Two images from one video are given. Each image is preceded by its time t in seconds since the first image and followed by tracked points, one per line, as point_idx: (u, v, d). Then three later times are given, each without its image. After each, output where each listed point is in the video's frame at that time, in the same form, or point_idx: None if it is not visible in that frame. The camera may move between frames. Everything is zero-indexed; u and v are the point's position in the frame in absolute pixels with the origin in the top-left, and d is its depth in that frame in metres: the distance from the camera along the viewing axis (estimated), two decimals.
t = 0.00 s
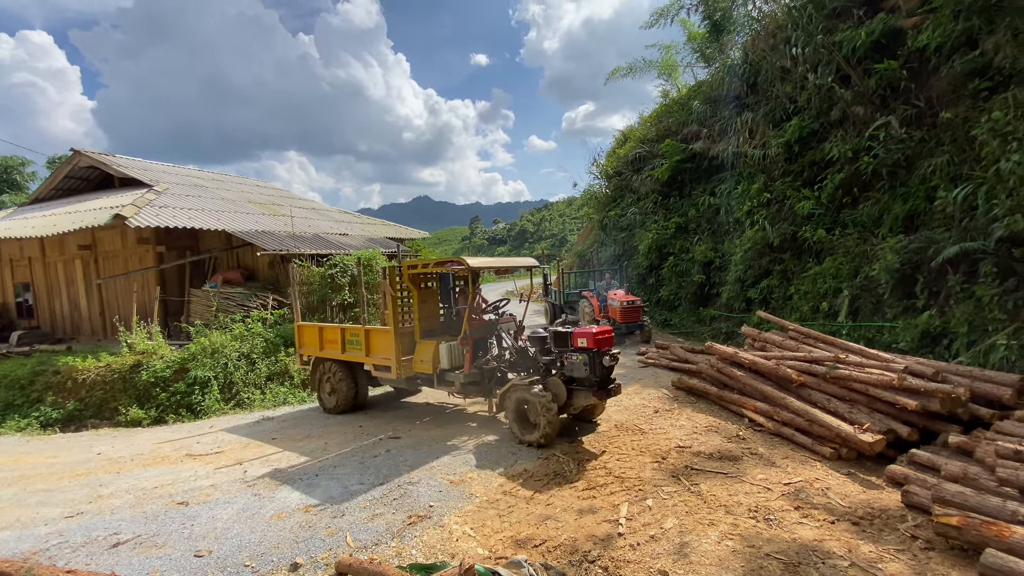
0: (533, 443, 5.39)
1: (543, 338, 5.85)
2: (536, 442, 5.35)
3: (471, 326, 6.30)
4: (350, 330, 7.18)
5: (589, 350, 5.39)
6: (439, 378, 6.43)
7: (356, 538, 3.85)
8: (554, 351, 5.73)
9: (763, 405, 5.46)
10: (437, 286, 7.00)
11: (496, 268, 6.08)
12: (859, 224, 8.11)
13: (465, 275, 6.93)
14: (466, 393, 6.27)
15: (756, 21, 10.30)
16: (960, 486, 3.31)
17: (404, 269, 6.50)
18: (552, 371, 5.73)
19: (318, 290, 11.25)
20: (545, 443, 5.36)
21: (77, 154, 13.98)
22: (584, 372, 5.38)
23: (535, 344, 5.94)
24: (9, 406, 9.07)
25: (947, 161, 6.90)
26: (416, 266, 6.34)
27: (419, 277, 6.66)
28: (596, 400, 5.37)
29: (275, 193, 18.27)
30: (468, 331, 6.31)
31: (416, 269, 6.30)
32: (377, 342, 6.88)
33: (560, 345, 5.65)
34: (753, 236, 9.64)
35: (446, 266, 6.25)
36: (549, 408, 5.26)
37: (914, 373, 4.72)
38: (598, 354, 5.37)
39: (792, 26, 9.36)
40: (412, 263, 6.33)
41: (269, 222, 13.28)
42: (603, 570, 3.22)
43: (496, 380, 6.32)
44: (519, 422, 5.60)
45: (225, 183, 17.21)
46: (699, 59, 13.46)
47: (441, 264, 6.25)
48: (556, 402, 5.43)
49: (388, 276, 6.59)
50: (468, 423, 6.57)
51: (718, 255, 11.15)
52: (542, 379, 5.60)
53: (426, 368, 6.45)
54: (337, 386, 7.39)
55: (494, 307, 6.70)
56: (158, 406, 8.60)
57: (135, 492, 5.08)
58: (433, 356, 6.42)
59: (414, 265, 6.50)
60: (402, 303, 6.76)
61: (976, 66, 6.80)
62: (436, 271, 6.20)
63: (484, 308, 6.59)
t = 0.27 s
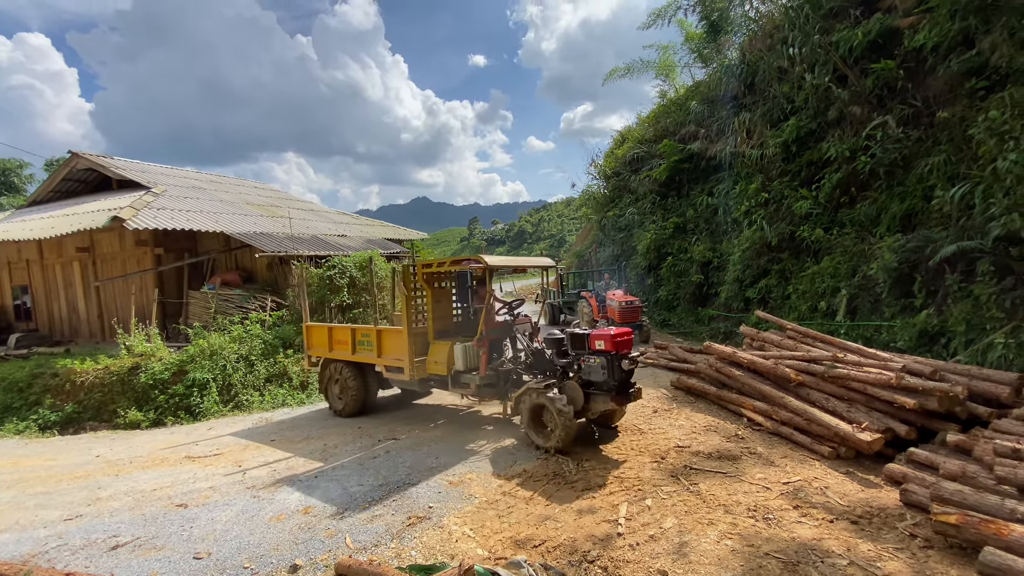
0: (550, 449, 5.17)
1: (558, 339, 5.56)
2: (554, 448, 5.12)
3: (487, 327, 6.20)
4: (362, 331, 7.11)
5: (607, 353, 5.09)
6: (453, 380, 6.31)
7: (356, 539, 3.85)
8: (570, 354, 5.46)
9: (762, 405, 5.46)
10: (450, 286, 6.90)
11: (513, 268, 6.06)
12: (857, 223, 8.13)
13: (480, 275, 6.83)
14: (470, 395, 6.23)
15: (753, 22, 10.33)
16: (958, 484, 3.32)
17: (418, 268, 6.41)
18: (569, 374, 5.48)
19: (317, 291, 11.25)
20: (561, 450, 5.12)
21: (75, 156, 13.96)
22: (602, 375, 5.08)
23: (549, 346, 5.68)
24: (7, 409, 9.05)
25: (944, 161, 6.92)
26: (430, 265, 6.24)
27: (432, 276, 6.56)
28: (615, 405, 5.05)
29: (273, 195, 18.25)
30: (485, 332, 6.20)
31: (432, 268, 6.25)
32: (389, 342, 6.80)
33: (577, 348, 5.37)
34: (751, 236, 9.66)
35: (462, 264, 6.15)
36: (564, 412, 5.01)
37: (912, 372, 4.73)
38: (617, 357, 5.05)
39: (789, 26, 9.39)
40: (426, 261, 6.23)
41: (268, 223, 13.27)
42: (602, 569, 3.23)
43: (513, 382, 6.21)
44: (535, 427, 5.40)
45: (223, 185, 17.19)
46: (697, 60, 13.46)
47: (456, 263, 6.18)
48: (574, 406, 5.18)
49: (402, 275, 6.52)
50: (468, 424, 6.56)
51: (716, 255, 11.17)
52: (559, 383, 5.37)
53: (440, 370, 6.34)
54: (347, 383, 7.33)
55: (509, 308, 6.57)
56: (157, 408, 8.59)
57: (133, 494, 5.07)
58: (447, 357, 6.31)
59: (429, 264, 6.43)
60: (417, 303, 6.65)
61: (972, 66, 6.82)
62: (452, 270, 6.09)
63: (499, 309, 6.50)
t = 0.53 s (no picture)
0: (568, 458, 4.92)
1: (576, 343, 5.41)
2: (571, 455, 4.87)
3: (503, 329, 6.07)
4: (372, 333, 6.95)
5: (628, 358, 4.77)
6: (468, 384, 6.20)
7: (355, 541, 3.85)
8: (591, 358, 5.17)
9: (761, 404, 5.47)
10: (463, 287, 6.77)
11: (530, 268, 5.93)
12: (855, 223, 8.15)
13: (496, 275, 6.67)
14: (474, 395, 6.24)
15: (750, 22, 10.36)
16: (957, 483, 3.32)
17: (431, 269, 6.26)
18: (588, 379, 5.22)
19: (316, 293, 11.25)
20: (580, 458, 4.86)
21: (73, 158, 13.94)
22: (623, 381, 4.78)
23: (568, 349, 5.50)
24: (5, 412, 9.03)
25: (942, 160, 6.94)
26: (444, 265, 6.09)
27: (445, 277, 6.42)
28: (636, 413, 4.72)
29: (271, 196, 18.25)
30: (501, 334, 6.07)
31: (446, 269, 6.12)
32: (400, 345, 6.65)
33: (597, 352, 5.07)
34: (750, 235, 9.67)
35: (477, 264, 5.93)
36: (582, 418, 4.76)
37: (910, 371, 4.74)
38: (638, 363, 4.74)
39: (787, 27, 9.41)
40: (439, 261, 6.09)
41: (267, 225, 13.27)
42: (602, 570, 3.23)
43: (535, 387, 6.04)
44: (553, 435, 5.17)
45: (222, 186, 17.18)
46: (695, 60, 13.46)
47: (473, 263, 6.02)
48: (593, 414, 4.90)
49: (414, 275, 6.38)
50: (468, 425, 6.55)
51: (715, 255, 11.18)
52: (579, 389, 5.09)
53: (455, 373, 6.20)
54: (356, 388, 7.14)
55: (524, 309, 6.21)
56: (156, 410, 8.57)
57: (132, 497, 5.06)
58: (462, 360, 6.19)
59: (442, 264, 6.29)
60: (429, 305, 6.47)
61: (969, 66, 6.85)
62: (467, 270, 5.92)
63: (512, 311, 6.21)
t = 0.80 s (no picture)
0: (583, 466, 4.70)
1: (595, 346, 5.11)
2: (586, 463, 4.67)
3: (518, 330, 5.68)
4: (383, 334, 6.83)
5: (647, 363, 4.61)
6: (484, 388, 5.93)
7: (355, 542, 3.86)
8: (609, 363, 5.00)
9: (760, 404, 5.47)
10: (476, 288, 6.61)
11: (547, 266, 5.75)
12: (854, 222, 8.16)
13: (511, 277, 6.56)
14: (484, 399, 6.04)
15: (748, 22, 10.38)
16: (955, 482, 3.33)
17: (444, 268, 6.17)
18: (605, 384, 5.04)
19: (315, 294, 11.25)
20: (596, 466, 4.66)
21: (72, 161, 13.94)
22: (642, 388, 4.62)
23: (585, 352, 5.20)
24: (4, 415, 9.02)
25: (939, 159, 6.96)
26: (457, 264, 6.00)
27: (458, 276, 6.26)
28: (656, 421, 4.56)
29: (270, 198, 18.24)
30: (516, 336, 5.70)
31: (460, 269, 6.02)
32: (412, 346, 6.51)
33: (614, 356, 4.91)
34: (748, 235, 9.67)
35: (491, 263, 5.85)
36: (600, 424, 4.57)
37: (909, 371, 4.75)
38: (658, 370, 4.56)
39: (784, 27, 9.43)
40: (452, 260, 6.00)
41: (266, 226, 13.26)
42: (602, 569, 3.24)
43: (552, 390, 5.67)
44: (568, 441, 4.95)
45: (220, 188, 17.16)
46: (693, 60, 13.46)
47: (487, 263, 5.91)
48: (611, 421, 4.75)
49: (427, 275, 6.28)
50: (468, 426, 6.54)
51: (714, 255, 11.19)
52: (595, 394, 4.93)
53: (470, 377, 5.97)
54: (365, 390, 6.98)
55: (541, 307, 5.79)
56: (155, 412, 8.57)
57: (132, 499, 5.06)
58: (476, 363, 5.93)
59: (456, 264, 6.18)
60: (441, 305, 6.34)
61: (966, 65, 6.87)
62: (482, 269, 5.84)
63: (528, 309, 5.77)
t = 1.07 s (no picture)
0: (596, 473, 4.53)
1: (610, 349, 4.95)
2: (599, 471, 4.50)
3: (533, 332, 5.47)
4: (392, 335, 6.70)
5: (663, 368, 4.42)
6: (497, 390, 5.77)
7: (353, 543, 3.86)
8: (625, 367, 4.82)
9: (758, 403, 5.47)
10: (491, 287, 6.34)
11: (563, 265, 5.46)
12: (850, 221, 8.18)
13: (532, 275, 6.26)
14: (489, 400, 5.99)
15: (744, 22, 10.41)
16: (952, 479, 3.34)
17: (456, 267, 5.95)
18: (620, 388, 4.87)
19: (313, 295, 11.24)
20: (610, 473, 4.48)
21: (68, 162, 13.89)
22: (658, 394, 4.43)
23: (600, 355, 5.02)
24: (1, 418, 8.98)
25: (935, 159, 6.98)
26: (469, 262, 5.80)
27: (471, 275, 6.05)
28: (672, 429, 4.37)
29: (267, 199, 18.20)
30: (531, 338, 5.49)
31: (472, 268, 5.77)
32: (422, 348, 6.36)
33: (630, 360, 4.74)
34: (746, 235, 9.69)
35: (506, 262, 5.53)
36: (614, 431, 4.41)
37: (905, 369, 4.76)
38: (674, 375, 4.37)
39: (781, 27, 9.46)
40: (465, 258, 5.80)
41: (263, 228, 13.25)
42: (600, 569, 3.24)
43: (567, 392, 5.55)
44: (581, 447, 4.77)
45: (217, 189, 17.12)
46: (690, 61, 13.47)
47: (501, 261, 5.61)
48: (625, 428, 4.56)
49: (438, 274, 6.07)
50: (467, 427, 6.53)
51: (712, 255, 11.22)
52: (609, 400, 4.71)
53: (482, 379, 5.81)
54: (374, 393, 6.85)
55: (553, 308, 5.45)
56: (153, 414, 8.54)
57: (129, 501, 5.05)
58: (489, 365, 5.75)
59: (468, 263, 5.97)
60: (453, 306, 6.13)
61: (961, 65, 6.90)
62: (495, 268, 5.53)
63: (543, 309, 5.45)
